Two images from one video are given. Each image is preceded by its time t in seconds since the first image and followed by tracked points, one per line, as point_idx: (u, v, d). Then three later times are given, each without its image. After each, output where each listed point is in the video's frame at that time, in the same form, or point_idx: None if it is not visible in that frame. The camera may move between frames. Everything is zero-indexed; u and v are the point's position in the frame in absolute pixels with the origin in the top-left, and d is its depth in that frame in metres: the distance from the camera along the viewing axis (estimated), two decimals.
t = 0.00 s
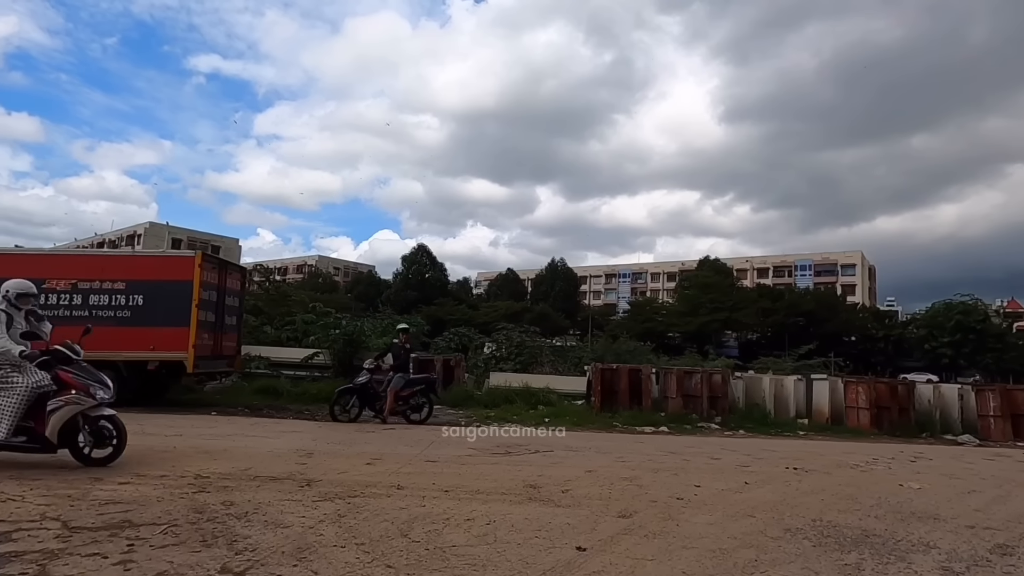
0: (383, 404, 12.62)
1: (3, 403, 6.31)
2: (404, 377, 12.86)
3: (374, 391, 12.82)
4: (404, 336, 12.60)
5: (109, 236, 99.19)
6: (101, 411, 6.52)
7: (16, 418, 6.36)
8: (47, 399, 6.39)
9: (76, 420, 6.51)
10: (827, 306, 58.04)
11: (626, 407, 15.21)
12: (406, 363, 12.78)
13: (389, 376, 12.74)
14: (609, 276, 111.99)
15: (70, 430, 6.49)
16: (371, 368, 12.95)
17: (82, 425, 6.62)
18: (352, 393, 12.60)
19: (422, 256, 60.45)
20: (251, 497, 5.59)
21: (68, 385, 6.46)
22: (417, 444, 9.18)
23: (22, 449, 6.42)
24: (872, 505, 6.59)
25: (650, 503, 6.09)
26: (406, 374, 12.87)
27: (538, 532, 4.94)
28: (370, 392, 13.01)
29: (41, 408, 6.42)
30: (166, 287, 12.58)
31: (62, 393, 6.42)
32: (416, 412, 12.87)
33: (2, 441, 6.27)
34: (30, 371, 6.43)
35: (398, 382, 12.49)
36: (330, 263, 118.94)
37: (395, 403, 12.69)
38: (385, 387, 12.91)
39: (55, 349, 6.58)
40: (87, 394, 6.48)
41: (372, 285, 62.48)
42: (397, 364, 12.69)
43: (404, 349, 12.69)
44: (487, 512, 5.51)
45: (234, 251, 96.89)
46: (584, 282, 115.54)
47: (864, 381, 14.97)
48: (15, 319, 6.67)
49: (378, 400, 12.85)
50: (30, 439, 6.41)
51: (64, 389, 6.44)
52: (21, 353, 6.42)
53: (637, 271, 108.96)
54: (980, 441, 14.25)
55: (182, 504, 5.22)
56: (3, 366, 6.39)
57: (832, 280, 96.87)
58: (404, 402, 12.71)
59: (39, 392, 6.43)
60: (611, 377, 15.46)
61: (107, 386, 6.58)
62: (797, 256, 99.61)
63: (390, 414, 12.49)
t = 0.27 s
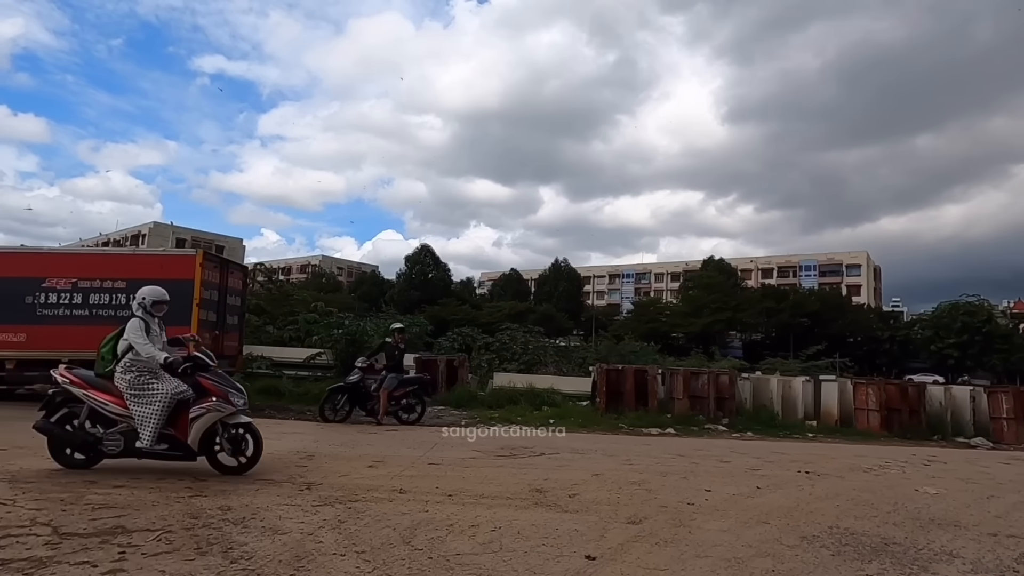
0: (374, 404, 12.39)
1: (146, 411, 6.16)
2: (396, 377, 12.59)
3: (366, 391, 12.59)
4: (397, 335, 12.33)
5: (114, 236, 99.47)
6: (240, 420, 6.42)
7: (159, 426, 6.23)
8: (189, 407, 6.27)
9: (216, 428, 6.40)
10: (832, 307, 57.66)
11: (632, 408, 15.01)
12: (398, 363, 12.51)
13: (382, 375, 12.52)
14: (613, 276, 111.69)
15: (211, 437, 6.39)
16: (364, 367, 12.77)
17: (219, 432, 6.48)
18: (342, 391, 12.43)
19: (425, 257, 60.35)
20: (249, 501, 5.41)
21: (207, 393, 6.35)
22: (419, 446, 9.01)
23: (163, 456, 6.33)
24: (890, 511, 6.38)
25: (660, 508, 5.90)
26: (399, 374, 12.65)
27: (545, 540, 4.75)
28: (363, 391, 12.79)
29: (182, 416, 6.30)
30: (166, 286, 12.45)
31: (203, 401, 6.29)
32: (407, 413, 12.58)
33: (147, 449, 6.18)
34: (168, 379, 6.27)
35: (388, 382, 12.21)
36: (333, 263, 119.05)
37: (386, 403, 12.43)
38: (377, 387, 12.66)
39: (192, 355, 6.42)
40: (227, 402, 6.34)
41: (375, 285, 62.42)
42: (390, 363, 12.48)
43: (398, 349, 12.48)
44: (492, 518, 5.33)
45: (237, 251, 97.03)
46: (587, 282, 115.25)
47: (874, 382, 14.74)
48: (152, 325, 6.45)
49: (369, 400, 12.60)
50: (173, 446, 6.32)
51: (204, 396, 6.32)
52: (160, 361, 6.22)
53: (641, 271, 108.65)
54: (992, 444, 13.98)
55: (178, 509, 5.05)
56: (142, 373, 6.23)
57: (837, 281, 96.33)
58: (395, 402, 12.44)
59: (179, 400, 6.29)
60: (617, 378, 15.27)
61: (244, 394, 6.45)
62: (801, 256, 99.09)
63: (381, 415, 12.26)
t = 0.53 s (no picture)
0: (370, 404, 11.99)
1: (281, 419, 6.01)
2: (392, 377, 12.29)
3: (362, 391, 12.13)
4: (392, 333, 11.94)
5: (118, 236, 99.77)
6: (371, 429, 6.17)
7: (293, 435, 6.04)
8: (322, 416, 6.06)
9: (347, 437, 6.16)
10: (837, 307, 57.31)
11: (638, 410, 14.80)
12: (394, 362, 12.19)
13: (377, 375, 12.09)
14: (616, 276, 111.44)
15: (342, 447, 6.19)
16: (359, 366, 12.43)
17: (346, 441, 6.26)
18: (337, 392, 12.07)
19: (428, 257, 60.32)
20: (246, 506, 5.25)
21: (340, 400, 6.13)
22: (422, 448, 8.84)
23: (298, 466, 6.13)
24: (908, 517, 6.16)
25: (670, 514, 5.71)
26: (393, 373, 12.24)
27: (552, 548, 4.57)
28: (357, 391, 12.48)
29: (316, 425, 6.10)
30: (167, 285, 12.31)
31: (336, 409, 6.09)
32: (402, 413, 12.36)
33: (282, 457, 6.02)
34: (301, 387, 6.11)
35: (385, 383, 11.88)
36: (337, 263, 119.17)
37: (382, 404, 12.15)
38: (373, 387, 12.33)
39: (325, 363, 6.20)
40: (359, 411, 6.13)
41: (378, 285, 62.37)
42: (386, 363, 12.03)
43: (393, 349, 12.08)
44: (496, 524, 5.14)
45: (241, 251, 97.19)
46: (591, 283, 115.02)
47: (884, 384, 14.51)
48: (282, 330, 6.30)
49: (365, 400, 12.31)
50: (306, 456, 6.11)
51: (337, 405, 6.10)
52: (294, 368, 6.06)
53: (644, 271, 108.36)
54: (1005, 447, 13.72)
55: (173, 514, 4.88)
56: (277, 380, 6.08)
57: (842, 281, 95.82)
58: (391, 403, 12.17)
59: (312, 409, 6.11)
60: (622, 378, 15.09)
61: (375, 401, 6.20)
62: (806, 257, 98.65)
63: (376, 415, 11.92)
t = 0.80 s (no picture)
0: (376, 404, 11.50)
1: (446, 432, 5.84)
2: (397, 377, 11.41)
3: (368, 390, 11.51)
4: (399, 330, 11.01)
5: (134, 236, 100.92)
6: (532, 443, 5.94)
7: (457, 447, 5.87)
8: (485, 428, 5.89)
9: (510, 450, 5.95)
10: (853, 310, 56.39)
11: (653, 413, 14.48)
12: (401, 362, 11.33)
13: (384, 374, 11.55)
14: (628, 278, 110.78)
15: (503, 460, 5.97)
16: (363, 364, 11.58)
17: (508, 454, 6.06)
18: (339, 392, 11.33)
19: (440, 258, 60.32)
20: (252, 512, 5.07)
21: (503, 412, 5.93)
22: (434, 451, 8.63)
23: (462, 480, 5.94)
24: (944, 531, 5.84)
25: (693, 524, 5.45)
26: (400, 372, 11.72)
27: (571, 560, 4.34)
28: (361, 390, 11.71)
29: (477, 438, 5.90)
30: (178, 283, 12.24)
31: (499, 422, 5.88)
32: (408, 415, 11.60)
33: (447, 472, 5.84)
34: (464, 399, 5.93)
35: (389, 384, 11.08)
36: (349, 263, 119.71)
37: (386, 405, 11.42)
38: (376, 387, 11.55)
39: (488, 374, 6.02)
40: (522, 423, 5.90)
41: (390, 285, 62.44)
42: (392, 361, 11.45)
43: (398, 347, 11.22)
44: (511, 534, 4.92)
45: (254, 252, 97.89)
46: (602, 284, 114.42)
47: (907, 388, 14.08)
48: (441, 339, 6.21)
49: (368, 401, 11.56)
50: (469, 470, 5.91)
51: (501, 417, 5.90)
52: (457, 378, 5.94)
53: (656, 272, 107.53)
54: None
55: (176, 519, 4.72)
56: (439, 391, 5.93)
57: (858, 283, 94.43)
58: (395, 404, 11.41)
59: (473, 421, 5.94)
60: (636, 381, 14.80)
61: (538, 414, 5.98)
62: (821, 258, 97.37)
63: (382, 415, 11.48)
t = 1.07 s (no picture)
0: (384, 406, 11.23)
1: (623, 449, 5.75)
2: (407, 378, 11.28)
3: (377, 392, 11.35)
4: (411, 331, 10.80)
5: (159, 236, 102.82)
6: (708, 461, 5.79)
7: (633, 466, 5.75)
8: (662, 445, 5.77)
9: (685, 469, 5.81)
10: (878, 315, 55.10)
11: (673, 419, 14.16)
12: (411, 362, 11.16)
13: (393, 375, 11.30)
14: (646, 280, 109.83)
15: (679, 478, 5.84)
16: (372, 364, 11.35)
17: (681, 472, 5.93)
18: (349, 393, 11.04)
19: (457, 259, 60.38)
20: (264, 516, 4.92)
21: (679, 429, 5.79)
22: (451, 455, 8.47)
23: (636, 498, 5.84)
24: (992, 551, 5.48)
25: (721, 539, 5.18)
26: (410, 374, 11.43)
27: None
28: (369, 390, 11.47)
29: (651, 456, 5.79)
30: (197, 282, 12.25)
31: (677, 439, 5.75)
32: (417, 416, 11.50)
33: (624, 490, 5.74)
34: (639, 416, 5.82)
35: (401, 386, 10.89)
36: (367, 264, 120.57)
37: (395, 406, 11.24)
38: (386, 387, 11.36)
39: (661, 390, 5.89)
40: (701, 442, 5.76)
41: (407, 286, 62.65)
42: (400, 362, 11.21)
43: (409, 347, 11.05)
44: (531, 545, 4.70)
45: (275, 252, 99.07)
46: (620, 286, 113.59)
47: (940, 397, 13.56)
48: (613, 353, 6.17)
49: (377, 401, 11.36)
50: (645, 489, 5.81)
51: (678, 434, 5.77)
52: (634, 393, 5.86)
53: (675, 275, 106.47)
54: None
55: (187, 523, 4.59)
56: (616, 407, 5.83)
57: (882, 287, 92.38)
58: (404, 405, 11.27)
59: (647, 438, 5.83)
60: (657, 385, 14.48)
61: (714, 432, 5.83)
62: (844, 262, 95.48)
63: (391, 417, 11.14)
